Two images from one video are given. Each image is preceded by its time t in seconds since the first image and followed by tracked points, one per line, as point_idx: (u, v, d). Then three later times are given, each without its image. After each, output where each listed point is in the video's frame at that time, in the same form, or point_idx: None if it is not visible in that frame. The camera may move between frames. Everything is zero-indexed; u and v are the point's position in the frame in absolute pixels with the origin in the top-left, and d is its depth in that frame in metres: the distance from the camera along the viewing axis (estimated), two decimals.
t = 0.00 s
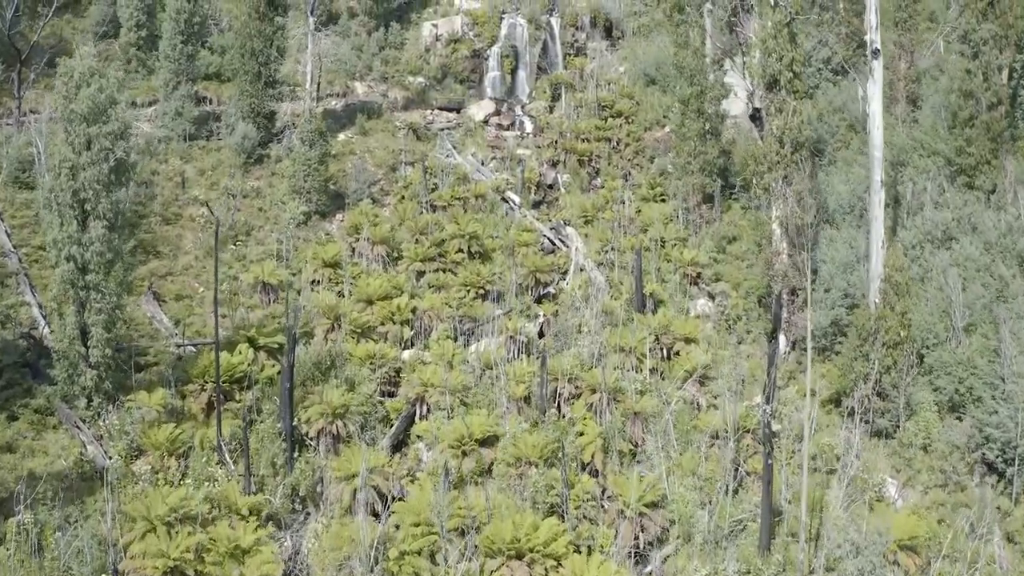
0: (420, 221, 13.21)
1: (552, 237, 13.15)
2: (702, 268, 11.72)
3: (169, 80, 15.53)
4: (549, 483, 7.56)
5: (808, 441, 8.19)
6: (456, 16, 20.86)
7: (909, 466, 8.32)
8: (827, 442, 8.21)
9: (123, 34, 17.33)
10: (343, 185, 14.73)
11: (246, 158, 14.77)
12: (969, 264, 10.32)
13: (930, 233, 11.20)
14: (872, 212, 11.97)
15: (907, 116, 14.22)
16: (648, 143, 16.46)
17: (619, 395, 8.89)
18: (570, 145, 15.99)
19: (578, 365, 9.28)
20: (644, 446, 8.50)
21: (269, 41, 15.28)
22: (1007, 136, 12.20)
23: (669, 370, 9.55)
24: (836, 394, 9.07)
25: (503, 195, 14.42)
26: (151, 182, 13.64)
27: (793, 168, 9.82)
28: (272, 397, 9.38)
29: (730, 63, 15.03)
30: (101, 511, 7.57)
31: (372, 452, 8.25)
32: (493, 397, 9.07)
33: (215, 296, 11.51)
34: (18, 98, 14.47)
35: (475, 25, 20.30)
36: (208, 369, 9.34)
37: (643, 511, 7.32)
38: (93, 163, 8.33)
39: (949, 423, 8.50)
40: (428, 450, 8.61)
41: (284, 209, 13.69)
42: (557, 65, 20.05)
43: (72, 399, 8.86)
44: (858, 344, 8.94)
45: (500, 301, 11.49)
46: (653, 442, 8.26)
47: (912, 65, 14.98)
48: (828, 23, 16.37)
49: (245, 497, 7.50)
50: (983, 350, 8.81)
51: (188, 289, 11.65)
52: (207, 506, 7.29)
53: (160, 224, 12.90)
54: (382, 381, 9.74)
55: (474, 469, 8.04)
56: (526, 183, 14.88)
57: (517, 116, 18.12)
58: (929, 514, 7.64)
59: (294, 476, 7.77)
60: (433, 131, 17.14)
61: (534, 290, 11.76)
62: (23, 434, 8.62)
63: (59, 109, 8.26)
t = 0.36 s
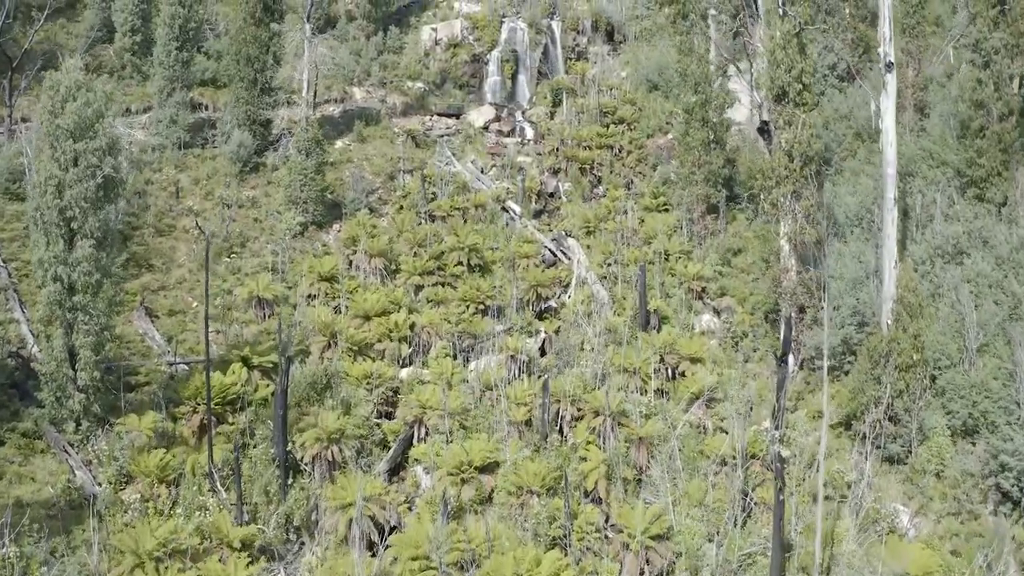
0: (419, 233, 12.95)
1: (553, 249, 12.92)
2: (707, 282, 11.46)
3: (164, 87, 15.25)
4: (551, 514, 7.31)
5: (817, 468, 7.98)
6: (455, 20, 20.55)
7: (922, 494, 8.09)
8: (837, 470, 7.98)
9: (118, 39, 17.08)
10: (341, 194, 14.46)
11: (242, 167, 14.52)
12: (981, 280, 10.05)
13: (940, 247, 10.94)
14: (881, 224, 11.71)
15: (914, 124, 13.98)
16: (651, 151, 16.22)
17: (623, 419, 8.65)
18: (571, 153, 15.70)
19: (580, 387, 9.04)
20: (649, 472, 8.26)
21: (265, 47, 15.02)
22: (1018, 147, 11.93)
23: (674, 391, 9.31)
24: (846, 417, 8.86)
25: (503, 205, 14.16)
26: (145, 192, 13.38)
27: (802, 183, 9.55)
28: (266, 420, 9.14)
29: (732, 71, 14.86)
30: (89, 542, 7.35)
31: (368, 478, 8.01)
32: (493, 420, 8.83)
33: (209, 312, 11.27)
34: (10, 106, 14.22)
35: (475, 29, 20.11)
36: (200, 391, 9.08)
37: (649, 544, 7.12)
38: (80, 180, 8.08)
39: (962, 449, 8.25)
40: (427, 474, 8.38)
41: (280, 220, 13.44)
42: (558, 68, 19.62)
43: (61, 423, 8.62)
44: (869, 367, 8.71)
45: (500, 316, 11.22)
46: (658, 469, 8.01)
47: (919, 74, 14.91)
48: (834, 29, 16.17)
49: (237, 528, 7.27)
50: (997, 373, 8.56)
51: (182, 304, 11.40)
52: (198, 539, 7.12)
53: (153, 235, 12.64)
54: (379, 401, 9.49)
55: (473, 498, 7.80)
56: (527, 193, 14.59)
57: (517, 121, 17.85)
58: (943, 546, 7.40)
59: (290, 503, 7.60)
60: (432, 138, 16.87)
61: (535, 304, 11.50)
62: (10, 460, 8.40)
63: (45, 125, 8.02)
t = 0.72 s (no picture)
0: (418, 245, 12.69)
1: (555, 261, 12.71)
2: (712, 297, 11.21)
3: (159, 93, 14.97)
4: (554, 548, 7.08)
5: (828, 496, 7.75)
6: (455, 24, 20.26)
7: (935, 524, 7.86)
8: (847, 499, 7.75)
9: (112, 44, 16.81)
10: (339, 204, 14.19)
11: (237, 176, 14.25)
12: (995, 297, 9.79)
13: (952, 262, 10.68)
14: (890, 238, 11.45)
15: (923, 133, 13.74)
16: (654, 159, 15.96)
17: (627, 443, 8.38)
18: (572, 161, 15.44)
19: (583, 410, 8.82)
20: (654, 499, 8.03)
21: (261, 54, 14.75)
22: None
23: (680, 413, 9.08)
24: (856, 442, 8.65)
25: (504, 215, 13.91)
26: (138, 203, 13.12)
27: (812, 199, 9.27)
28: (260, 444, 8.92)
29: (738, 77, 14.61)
30: None
31: (364, 507, 7.79)
32: (494, 445, 8.60)
33: (203, 328, 11.04)
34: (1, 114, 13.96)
35: (476, 33, 19.87)
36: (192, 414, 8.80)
37: None
38: (66, 198, 7.82)
39: (977, 476, 8.01)
40: (426, 501, 8.18)
41: (276, 231, 13.18)
42: (559, 73, 19.47)
43: (48, 447, 8.38)
44: (881, 391, 8.48)
45: (501, 332, 10.97)
46: (664, 498, 7.78)
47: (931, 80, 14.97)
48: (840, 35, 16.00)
49: (229, 562, 7.04)
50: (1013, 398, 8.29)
51: (175, 320, 11.16)
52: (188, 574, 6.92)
53: (146, 248, 12.39)
54: (377, 423, 9.24)
55: (473, 527, 7.58)
56: (528, 202, 14.34)
57: (517, 128, 17.58)
58: None
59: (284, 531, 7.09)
60: (431, 145, 16.60)
61: (537, 320, 11.25)
62: None
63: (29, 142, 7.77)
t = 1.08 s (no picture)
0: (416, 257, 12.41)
1: (557, 274, 12.48)
2: (718, 313, 10.94)
3: (153, 101, 14.69)
4: None
5: (840, 525, 7.48)
6: (455, 28, 19.84)
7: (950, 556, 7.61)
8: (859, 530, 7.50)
9: (106, 50, 16.53)
10: (336, 214, 13.92)
11: (232, 185, 13.98)
12: (1009, 316, 9.55)
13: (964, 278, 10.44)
14: (899, 252, 11.23)
15: (932, 142, 13.49)
16: (657, 167, 15.70)
17: (632, 471, 8.19)
18: (574, 169, 15.16)
19: (586, 434, 8.57)
20: (660, 529, 7.79)
21: (257, 60, 14.46)
22: None
23: (686, 437, 8.84)
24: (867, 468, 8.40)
25: (504, 225, 13.64)
26: (131, 214, 12.86)
27: (823, 216, 8.98)
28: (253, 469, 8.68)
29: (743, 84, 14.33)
30: None
31: (360, 539, 7.54)
32: (495, 471, 8.36)
33: (196, 345, 10.78)
34: None
35: (475, 37, 19.36)
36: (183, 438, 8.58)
37: None
38: (51, 218, 7.56)
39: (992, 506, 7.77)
40: (424, 530, 7.95)
41: (272, 242, 12.91)
42: (559, 79, 19.21)
43: (35, 474, 8.13)
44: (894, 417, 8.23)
45: (501, 350, 10.73)
46: (670, 529, 7.53)
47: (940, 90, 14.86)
48: (847, 42, 15.76)
49: None
50: None
51: (168, 337, 10.91)
52: None
53: (139, 261, 12.14)
54: (374, 446, 9.00)
55: (473, 560, 7.34)
56: (529, 212, 14.07)
57: (518, 134, 17.32)
58: None
59: (281, 562, 6.68)
60: (430, 153, 16.32)
61: (538, 336, 10.96)
62: None
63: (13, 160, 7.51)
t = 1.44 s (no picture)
0: (416, 271, 12.15)
1: (558, 287, 12.23)
2: (724, 330, 10.70)
3: (147, 109, 14.44)
4: None
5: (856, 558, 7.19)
6: (455, 32, 19.51)
7: None
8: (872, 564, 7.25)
9: (101, 56, 16.28)
10: (333, 225, 13.67)
11: (227, 196, 13.74)
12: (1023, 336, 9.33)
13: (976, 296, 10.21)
14: (909, 267, 10.99)
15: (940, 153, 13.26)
16: (661, 176, 15.43)
17: (637, 499, 7.95)
18: (576, 178, 14.90)
19: (590, 459, 8.32)
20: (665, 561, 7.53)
21: (253, 68, 14.20)
22: None
23: (693, 463, 8.61)
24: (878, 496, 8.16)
25: (505, 236, 13.40)
26: (124, 227, 12.62)
27: (834, 235, 8.70)
28: (247, 496, 8.45)
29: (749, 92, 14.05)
30: None
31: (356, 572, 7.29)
32: (495, 499, 8.12)
33: (190, 363, 10.54)
34: None
35: (475, 42, 19.17)
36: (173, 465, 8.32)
37: None
38: (36, 240, 7.30)
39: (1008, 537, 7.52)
40: (423, 561, 7.71)
41: (267, 255, 12.66)
42: (560, 84, 18.90)
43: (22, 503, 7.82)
44: (907, 444, 7.98)
45: (501, 369, 10.50)
46: (677, 563, 7.29)
47: (948, 99, 14.61)
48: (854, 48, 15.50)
49: None
50: None
51: (161, 355, 10.68)
52: None
53: (132, 275, 11.90)
54: (371, 471, 8.74)
55: None
56: (530, 223, 13.82)
57: (518, 142, 17.09)
58: None
59: None
60: (430, 161, 16.06)
61: (540, 354, 10.67)
62: None
63: None
